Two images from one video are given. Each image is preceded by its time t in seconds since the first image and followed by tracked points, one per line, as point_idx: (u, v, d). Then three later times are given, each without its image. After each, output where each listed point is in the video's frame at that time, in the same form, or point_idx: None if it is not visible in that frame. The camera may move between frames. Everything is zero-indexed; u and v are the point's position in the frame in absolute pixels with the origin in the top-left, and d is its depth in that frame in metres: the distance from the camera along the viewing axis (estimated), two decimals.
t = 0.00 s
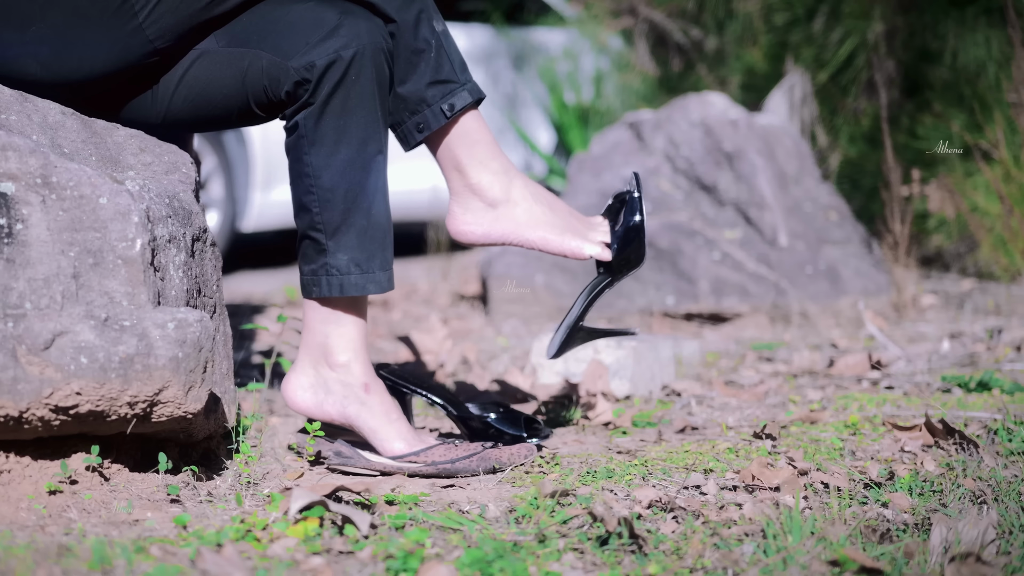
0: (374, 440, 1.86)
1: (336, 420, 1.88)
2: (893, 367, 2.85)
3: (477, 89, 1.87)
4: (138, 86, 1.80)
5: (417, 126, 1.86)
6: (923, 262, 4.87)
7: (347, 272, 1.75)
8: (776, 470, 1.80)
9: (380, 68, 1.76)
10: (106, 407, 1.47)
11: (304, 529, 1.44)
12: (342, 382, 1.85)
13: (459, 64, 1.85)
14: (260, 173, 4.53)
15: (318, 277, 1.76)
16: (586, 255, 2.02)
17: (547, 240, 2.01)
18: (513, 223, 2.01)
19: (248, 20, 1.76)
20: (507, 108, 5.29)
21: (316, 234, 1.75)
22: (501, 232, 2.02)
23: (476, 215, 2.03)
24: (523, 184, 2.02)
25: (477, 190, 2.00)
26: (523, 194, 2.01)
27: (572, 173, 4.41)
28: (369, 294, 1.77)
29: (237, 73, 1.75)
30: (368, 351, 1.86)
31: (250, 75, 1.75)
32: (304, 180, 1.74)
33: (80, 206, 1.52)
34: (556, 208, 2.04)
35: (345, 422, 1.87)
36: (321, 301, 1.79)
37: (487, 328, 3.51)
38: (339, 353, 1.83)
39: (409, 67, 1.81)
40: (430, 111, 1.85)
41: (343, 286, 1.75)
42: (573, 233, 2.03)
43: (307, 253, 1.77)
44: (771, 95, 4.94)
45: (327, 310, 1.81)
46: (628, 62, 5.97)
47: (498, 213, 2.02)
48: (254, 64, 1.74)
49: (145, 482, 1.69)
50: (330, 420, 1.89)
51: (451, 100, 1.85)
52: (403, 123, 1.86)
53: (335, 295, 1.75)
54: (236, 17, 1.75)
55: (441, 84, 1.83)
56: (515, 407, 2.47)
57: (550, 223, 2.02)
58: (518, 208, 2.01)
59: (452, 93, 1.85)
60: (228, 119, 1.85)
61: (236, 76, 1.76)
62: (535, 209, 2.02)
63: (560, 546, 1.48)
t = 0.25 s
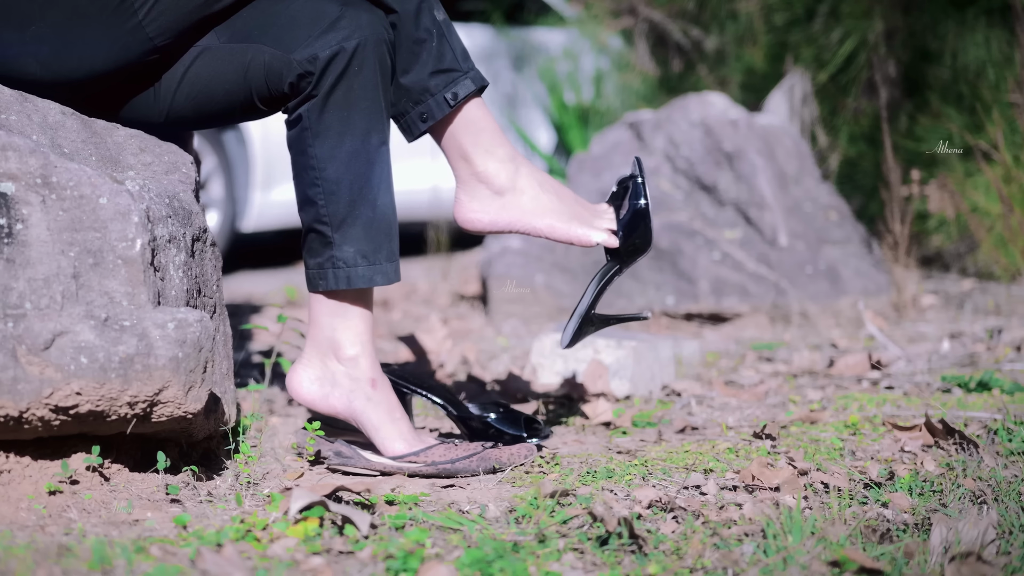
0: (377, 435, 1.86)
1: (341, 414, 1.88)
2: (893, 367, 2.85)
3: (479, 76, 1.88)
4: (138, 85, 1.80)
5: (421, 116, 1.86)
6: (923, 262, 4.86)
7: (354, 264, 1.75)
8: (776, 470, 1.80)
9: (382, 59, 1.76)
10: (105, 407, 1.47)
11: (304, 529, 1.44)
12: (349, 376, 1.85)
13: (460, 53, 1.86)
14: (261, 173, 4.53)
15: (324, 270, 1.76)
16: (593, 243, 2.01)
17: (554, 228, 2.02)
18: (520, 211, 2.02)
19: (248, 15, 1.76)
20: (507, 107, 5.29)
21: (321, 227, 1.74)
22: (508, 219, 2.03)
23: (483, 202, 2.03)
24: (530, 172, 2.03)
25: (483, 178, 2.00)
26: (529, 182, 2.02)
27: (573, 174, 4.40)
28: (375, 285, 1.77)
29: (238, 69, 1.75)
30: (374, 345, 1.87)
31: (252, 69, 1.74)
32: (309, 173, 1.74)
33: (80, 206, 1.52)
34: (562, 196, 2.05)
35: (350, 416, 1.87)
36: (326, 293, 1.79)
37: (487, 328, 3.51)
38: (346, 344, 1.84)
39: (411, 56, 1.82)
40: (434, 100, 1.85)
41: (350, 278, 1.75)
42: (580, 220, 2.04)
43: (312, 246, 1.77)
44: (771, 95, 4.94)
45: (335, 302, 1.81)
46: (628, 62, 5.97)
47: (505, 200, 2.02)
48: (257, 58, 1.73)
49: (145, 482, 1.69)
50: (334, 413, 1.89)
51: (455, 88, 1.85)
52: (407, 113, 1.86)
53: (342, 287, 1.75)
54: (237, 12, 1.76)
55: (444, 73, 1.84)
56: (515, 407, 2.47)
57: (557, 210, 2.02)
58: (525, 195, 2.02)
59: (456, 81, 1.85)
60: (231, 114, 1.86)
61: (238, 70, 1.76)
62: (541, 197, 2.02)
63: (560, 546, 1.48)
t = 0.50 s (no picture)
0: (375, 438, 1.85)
1: (337, 418, 1.88)
2: (893, 367, 2.85)
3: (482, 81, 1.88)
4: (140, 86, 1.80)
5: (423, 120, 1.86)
6: (923, 262, 4.86)
7: (353, 268, 1.75)
8: (776, 470, 1.80)
9: (384, 62, 1.77)
10: (105, 407, 1.47)
11: (304, 529, 1.44)
12: (345, 380, 1.85)
13: (462, 57, 1.86)
14: (260, 173, 4.53)
15: (323, 273, 1.76)
16: (587, 253, 2.01)
17: (549, 237, 2.02)
18: (516, 219, 2.02)
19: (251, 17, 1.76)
20: (506, 108, 5.29)
21: (321, 230, 1.74)
22: (503, 227, 2.02)
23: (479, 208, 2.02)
24: (527, 181, 2.03)
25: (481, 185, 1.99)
26: (526, 191, 2.02)
27: (573, 174, 4.41)
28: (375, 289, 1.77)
29: (240, 71, 1.75)
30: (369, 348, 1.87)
31: (254, 72, 1.75)
32: (309, 176, 1.74)
33: (80, 206, 1.52)
34: (558, 207, 2.05)
35: (347, 420, 1.87)
36: (325, 298, 1.80)
37: (487, 328, 3.52)
38: (342, 348, 1.84)
39: (412, 62, 1.83)
40: (436, 104, 1.85)
41: (349, 281, 1.75)
42: (575, 232, 2.03)
43: (311, 250, 1.76)
44: (771, 95, 4.94)
45: (333, 305, 1.81)
46: (628, 61, 6.00)
47: (501, 207, 2.01)
48: (259, 61, 1.74)
49: (145, 482, 1.69)
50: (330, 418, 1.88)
51: (457, 92, 1.85)
52: (409, 118, 1.86)
53: (341, 291, 1.75)
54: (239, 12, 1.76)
55: (446, 78, 1.84)
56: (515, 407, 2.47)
57: (553, 220, 2.02)
58: (522, 204, 2.02)
59: (458, 86, 1.85)
60: (232, 116, 1.86)
61: (239, 73, 1.76)
62: (538, 206, 2.02)
63: (560, 546, 1.48)
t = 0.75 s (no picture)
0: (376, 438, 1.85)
1: (337, 418, 1.88)
2: (893, 367, 2.85)
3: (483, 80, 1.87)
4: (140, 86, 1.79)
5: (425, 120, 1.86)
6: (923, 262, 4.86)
7: (353, 267, 1.75)
8: (776, 470, 1.80)
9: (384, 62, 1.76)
10: (105, 407, 1.47)
11: (304, 529, 1.44)
12: (345, 379, 1.85)
13: (463, 56, 1.85)
14: (261, 173, 4.53)
15: (324, 273, 1.76)
16: (582, 255, 2.02)
17: (545, 238, 2.02)
18: (513, 220, 2.02)
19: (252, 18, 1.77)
20: (507, 107, 5.29)
21: (321, 229, 1.74)
22: (500, 228, 2.02)
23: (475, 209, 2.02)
24: (525, 183, 2.03)
25: (480, 186, 1.99)
26: (523, 192, 2.01)
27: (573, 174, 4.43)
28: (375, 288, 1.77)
29: (240, 70, 1.75)
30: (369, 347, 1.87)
31: (254, 72, 1.75)
32: (310, 175, 1.74)
33: (80, 206, 1.52)
34: (555, 209, 2.05)
35: (347, 420, 1.87)
36: (325, 298, 1.80)
37: (487, 328, 3.52)
38: (341, 348, 1.84)
39: (412, 62, 1.83)
40: (437, 103, 1.85)
41: (349, 281, 1.75)
42: (571, 234, 2.03)
43: (311, 249, 1.76)
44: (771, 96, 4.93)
45: (332, 305, 1.81)
46: (628, 61, 6.01)
47: (498, 207, 2.01)
48: (259, 61, 1.74)
49: (145, 482, 1.69)
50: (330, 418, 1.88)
51: (458, 91, 1.85)
52: (410, 117, 1.86)
53: (341, 291, 1.75)
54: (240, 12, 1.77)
55: (446, 77, 1.84)
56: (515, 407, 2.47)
57: (550, 222, 2.02)
58: (519, 206, 2.02)
59: (459, 85, 1.85)
60: (233, 117, 1.86)
61: (240, 72, 1.76)
62: (535, 208, 2.02)
63: (560, 545, 1.47)
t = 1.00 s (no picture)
0: (375, 439, 1.86)
1: (336, 421, 1.88)
2: (893, 367, 2.85)
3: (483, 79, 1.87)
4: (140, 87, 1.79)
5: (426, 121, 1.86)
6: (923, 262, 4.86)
7: (351, 269, 1.75)
8: (776, 470, 1.80)
9: (384, 63, 1.77)
10: (105, 407, 1.47)
11: (304, 529, 1.44)
12: (343, 382, 1.85)
13: (462, 57, 1.86)
14: (260, 173, 4.53)
15: (322, 275, 1.76)
16: (578, 258, 2.00)
17: (541, 240, 2.01)
18: (509, 222, 2.01)
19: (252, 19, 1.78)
20: (507, 108, 5.29)
21: (319, 232, 1.74)
22: (495, 229, 2.02)
23: (471, 210, 2.02)
24: (522, 186, 2.03)
25: (477, 189, 1.99)
26: (519, 195, 2.01)
27: (573, 174, 4.43)
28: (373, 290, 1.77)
29: (240, 71, 1.76)
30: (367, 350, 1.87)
31: (253, 73, 1.75)
32: (308, 177, 1.74)
33: (80, 206, 1.52)
34: (551, 213, 2.05)
35: (346, 422, 1.87)
36: (325, 301, 1.80)
37: (487, 329, 3.52)
38: (338, 351, 1.84)
39: (411, 62, 1.83)
40: (437, 104, 1.85)
41: (348, 283, 1.75)
42: (567, 237, 2.03)
43: (309, 252, 1.76)
44: (771, 95, 4.90)
45: (330, 307, 1.81)
46: (629, 61, 6.01)
47: (494, 209, 2.01)
48: (258, 63, 1.75)
49: (145, 482, 1.69)
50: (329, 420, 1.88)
51: (458, 92, 1.85)
52: (411, 118, 1.86)
53: (340, 293, 1.76)
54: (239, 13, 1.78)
55: (446, 77, 1.84)
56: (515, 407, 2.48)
57: (546, 224, 2.02)
58: (515, 208, 2.01)
59: (459, 85, 1.85)
60: (232, 118, 1.85)
61: (240, 73, 1.76)
62: (531, 210, 2.02)
63: (560, 546, 1.48)
